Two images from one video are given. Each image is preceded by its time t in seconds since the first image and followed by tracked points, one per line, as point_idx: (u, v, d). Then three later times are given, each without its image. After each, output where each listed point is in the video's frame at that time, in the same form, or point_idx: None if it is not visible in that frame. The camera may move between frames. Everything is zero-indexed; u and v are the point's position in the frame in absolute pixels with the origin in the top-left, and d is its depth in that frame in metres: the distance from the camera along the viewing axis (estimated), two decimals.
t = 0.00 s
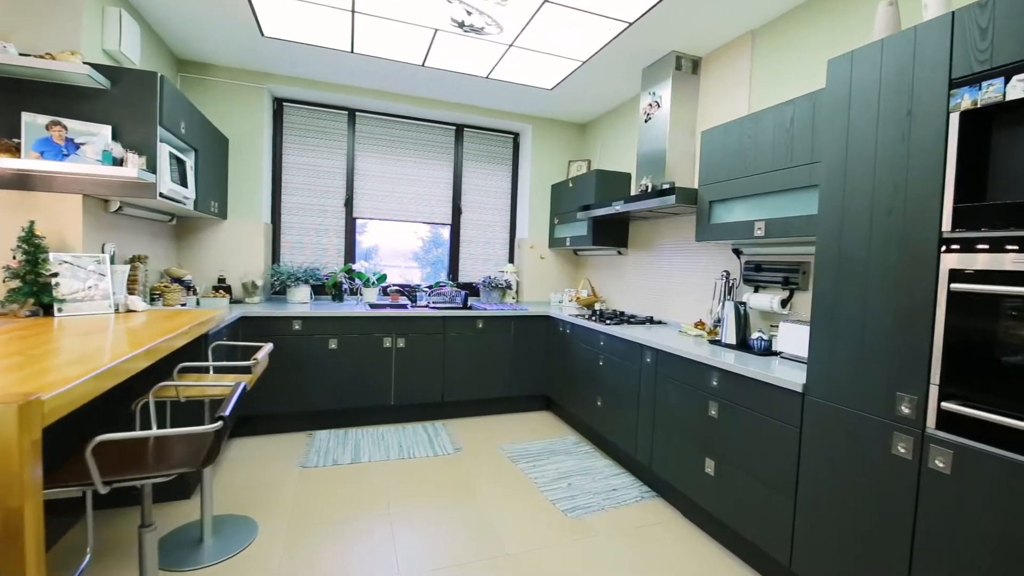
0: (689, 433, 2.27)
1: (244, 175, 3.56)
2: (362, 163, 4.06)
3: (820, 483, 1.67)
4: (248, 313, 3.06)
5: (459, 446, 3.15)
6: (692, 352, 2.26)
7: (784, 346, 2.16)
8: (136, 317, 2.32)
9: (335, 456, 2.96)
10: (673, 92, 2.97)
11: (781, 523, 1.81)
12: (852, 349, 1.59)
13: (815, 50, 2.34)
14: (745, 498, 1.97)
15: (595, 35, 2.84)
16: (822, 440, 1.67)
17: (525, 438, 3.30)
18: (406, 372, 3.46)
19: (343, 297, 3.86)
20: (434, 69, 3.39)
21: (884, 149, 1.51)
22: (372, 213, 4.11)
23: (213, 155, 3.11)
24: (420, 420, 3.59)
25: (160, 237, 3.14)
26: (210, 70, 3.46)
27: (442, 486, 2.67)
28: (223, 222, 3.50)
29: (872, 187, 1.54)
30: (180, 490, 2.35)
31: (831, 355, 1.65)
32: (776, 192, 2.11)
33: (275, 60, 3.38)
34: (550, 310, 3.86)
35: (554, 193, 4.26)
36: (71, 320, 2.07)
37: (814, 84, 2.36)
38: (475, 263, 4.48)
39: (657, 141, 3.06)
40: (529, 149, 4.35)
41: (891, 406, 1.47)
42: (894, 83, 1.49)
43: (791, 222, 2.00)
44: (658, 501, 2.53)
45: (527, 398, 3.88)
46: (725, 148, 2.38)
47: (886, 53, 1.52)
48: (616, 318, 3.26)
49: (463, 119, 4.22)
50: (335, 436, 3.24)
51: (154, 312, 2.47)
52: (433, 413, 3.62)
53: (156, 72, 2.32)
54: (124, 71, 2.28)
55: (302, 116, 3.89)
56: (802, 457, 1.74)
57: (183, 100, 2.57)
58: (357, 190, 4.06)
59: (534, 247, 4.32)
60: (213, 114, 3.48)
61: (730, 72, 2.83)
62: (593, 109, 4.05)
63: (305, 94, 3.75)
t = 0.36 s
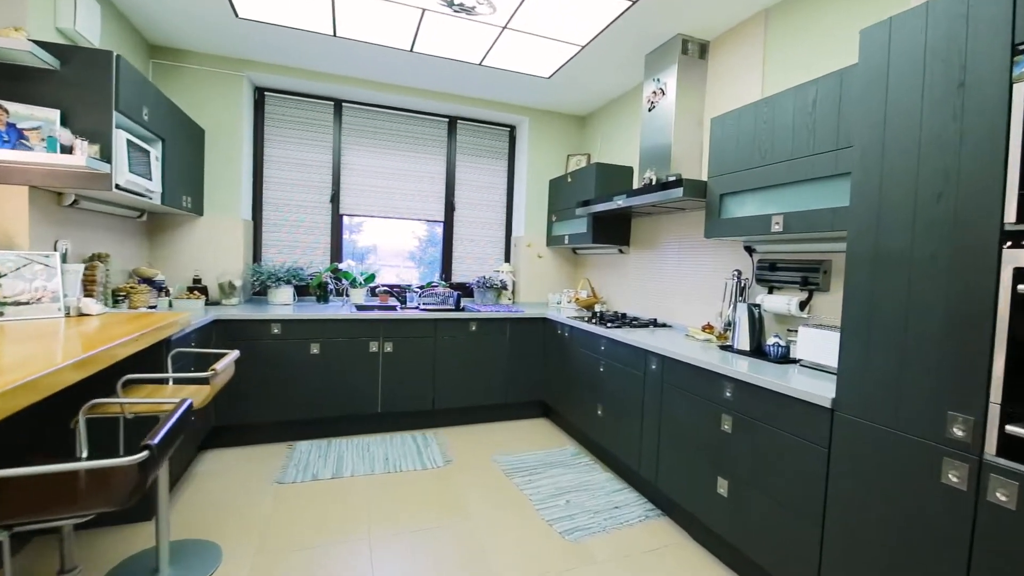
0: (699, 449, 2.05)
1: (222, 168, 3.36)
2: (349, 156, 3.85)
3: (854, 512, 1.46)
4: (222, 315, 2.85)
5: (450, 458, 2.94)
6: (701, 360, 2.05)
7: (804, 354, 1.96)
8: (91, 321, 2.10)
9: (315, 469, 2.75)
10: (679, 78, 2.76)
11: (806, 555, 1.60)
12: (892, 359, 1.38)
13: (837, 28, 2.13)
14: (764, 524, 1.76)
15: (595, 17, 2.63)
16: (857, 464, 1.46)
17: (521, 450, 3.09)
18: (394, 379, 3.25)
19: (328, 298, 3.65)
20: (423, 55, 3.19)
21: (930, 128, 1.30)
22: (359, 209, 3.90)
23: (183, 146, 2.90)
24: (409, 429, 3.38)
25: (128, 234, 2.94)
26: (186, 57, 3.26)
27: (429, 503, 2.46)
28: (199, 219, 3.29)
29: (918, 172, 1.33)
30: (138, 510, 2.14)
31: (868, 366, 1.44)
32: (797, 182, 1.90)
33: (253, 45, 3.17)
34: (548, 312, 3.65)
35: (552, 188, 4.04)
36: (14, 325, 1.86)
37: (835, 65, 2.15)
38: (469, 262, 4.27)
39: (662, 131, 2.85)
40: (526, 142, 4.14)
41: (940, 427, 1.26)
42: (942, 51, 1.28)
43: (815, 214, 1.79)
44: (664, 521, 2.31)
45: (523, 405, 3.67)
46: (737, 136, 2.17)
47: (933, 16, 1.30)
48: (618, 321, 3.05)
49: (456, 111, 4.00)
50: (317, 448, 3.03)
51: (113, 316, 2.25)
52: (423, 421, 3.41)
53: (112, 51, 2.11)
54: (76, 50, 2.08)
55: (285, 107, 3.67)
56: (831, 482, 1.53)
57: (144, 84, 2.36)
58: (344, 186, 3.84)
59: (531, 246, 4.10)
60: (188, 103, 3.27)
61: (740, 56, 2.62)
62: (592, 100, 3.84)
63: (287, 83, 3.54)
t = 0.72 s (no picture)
0: (708, 467, 1.86)
1: (196, 161, 3.15)
2: (333, 149, 3.64)
3: (891, 548, 1.26)
4: (191, 318, 2.65)
5: (437, 472, 2.73)
6: (711, 369, 1.85)
7: (825, 362, 1.76)
8: (35, 326, 1.89)
9: (291, 485, 2.55)
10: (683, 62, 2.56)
11: None
12: (938, 372, 1.18)
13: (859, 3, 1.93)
14: (784, 556, 1.56)
15: None
16: (895, 493, 1.26)
17: (514, 462, 2.88)
18: (379, 385, 3.04)
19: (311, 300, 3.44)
20: (410, 40, 2.99)
21: (988, 101, 1.10)
22: (345, 205, 3.69)
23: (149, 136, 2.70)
24: (395, 439, 3.17)
25: (91, 231, 2.74)
26: (156, 43, 3.05)
27: (411, 523, 2.26)
28: (171, 215, 3.08)
29: (972, 154, 1.13)
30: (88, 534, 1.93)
31: (909, 381, 1.25)
32: (818, 171, 1.71)
33: (227, 30, 2.97)
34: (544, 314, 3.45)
35: (548, 184, 3.84)
36: None
37: (856, 43, 1.95)
38: (462, 261, 4.06)
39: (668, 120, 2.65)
40: (521, 135, 3.93)
41: (999, 454, 1.07)
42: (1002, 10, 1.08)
43: (841, 206, 1.59)
44: (669, 544, 2.11)
45: (517, 412, 3.46)
46: (748, 122, 1.97)
47: None
48: (618, 324, 2.86)
49: (447, 102, 3.79)
50: (295, 460, 2.83)
51: (63, 319, 2.05)
52: (411, 430, 3.21)
53: (56, 27, 1.90)
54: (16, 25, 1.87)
55: (265, 96, 3.46)
56: (863, 512, 1.33)
57: (99, 66, 2.16)
58: (328, 180, 3.63)
59: (526, 244, 3.90)
60: (158, 92, 3.07)
61: (751, 38, 2.42)
62: (590, 90, 3.64)
63: (266, 71, 3.33)
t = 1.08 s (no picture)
0: (723, 489, 1.67)
1: (172, 154, 2.96)
2: (320, 143, 3.45)
3: None
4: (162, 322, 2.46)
5: (427, 487, 2.55)
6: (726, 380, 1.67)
7: (853, 375, 1.59)
8: None
9: (268, 503, 2.36)
10: (692, 45, 2.37)
11: None
12: (1005, 393, 1.00)
13: None
14: None
15: None
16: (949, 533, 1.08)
17: (510, 475, 2.70)
18: (366, 393, 2.85)
19: (296, 302, 3.25)
20: (398, 25, 2.80)
21: None
22: (332, 202, 3.50)
23: (116, 126, 2.51)
24: (384, 450, 2.98)
25: (55, 228, 2.55)
26: (129, 28, 2.86)
27: (396, 546, 2.07)
28: (145, 211, 2.90)
29: None
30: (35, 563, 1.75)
31: (967, 402, 1.06)
32: (847, 161, 1.53)
33: (204, 14, 2.77)
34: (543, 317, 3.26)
35: (546, 180, 3.65)
36: None
37: (888, 21, 1.76)
38: (456, 261, 3.87)
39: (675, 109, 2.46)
40: (518, 129, 3.74)
41: None
42: None
43: (876, 199, 1.41)
44: (678, 570, 1.93)
45: (514, 421, 3.27)
46: (766, 108, 1.79)
47: None
48: (621, 328, 2.67)
49: (441, 94, 3.60)
50: (275, 474, 2.64)
51: (14, 323, 1.86)
52: (400, 440, 3.02)
53: None
54: None
55: (247, 86, 3.27)
56: (909, 552, 1.15)
57: (54, 46, 1.97)
58: (314, 176, 3.44)
59: (524, 243, 3.71)
60: (131, 80, 2.88)
61: (767, 20, 2.23)
62: (591, 81, 3.45)
63: (247, 60, 3.14)
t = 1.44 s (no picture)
0: (747, 516, 1.48)
1: (144, 145, 2.76)
2: (305, 135, 3.25)
3: None
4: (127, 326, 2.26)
5: (417, 505, 2.34)
6: (748, 393, 1.48)
7: (895, 389, 1.40)
8: None
9: (242, 524, 2.15)
10: (705, 26, 2.18)
11: None
12: None
13: None
14: None
15: None
16: None
17: (507, 491, 2.50)
18: (352, 402, 2.65)
19: (279, 304, 3.05)
20: (386, 6, 2.60)
21: None
22: (319, 198, 3.30)
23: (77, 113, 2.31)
24: (372, 462, 2.78)
25: (14, 224, 2.35)
26: (98, 9, 2.66)
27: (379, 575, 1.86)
28: (114, 206, 2.70)
29: None
30: None
31: None
32: (889, 145, 1.34)
33: None
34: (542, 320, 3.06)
35: (546, 175, 3.46)
36: None
37: None
38: (450, 261, 3.66)
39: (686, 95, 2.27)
40: (516, 121, 3.54)
41: None
42: None
43: (926, 188, 1.22)
44: None
45: (511, 430, 3.07)
46: (791, 88, 1.60)
47: None
48: (627, 332, 2.48)
49: (434, 84, 3.40)
50: (253, 491, 2.44)
51: None
52: (390, 452, 2.82)
53: None
54: None
55: (226, 74, 3.07)
56: None
57: None
58: (299, 170, 3.24)
59: (522, 241, 3.50)
60: (99, 66, 2.67)
61: None
62: (594, 70, 3.25)
63: (226, 45, 2.93)
